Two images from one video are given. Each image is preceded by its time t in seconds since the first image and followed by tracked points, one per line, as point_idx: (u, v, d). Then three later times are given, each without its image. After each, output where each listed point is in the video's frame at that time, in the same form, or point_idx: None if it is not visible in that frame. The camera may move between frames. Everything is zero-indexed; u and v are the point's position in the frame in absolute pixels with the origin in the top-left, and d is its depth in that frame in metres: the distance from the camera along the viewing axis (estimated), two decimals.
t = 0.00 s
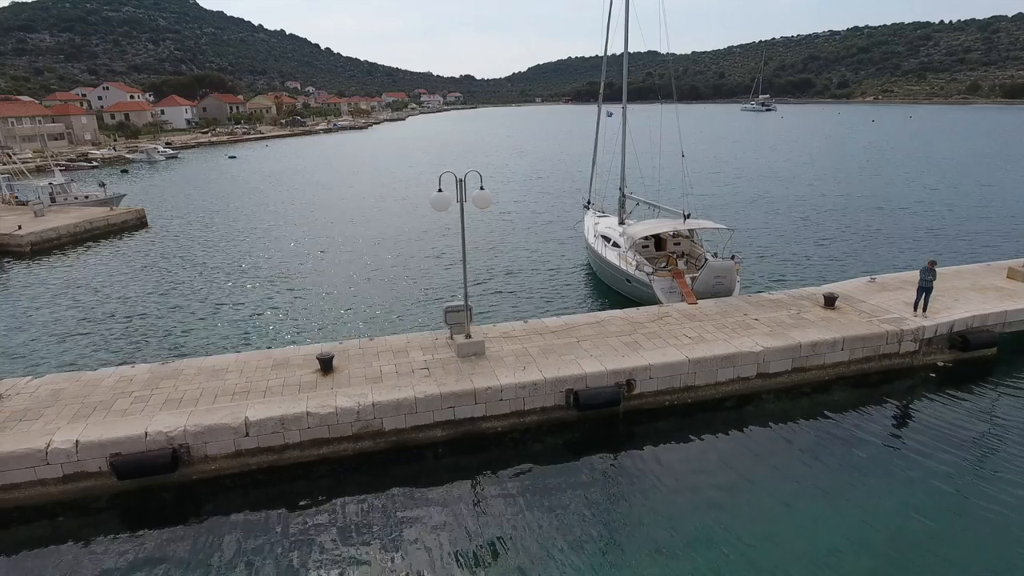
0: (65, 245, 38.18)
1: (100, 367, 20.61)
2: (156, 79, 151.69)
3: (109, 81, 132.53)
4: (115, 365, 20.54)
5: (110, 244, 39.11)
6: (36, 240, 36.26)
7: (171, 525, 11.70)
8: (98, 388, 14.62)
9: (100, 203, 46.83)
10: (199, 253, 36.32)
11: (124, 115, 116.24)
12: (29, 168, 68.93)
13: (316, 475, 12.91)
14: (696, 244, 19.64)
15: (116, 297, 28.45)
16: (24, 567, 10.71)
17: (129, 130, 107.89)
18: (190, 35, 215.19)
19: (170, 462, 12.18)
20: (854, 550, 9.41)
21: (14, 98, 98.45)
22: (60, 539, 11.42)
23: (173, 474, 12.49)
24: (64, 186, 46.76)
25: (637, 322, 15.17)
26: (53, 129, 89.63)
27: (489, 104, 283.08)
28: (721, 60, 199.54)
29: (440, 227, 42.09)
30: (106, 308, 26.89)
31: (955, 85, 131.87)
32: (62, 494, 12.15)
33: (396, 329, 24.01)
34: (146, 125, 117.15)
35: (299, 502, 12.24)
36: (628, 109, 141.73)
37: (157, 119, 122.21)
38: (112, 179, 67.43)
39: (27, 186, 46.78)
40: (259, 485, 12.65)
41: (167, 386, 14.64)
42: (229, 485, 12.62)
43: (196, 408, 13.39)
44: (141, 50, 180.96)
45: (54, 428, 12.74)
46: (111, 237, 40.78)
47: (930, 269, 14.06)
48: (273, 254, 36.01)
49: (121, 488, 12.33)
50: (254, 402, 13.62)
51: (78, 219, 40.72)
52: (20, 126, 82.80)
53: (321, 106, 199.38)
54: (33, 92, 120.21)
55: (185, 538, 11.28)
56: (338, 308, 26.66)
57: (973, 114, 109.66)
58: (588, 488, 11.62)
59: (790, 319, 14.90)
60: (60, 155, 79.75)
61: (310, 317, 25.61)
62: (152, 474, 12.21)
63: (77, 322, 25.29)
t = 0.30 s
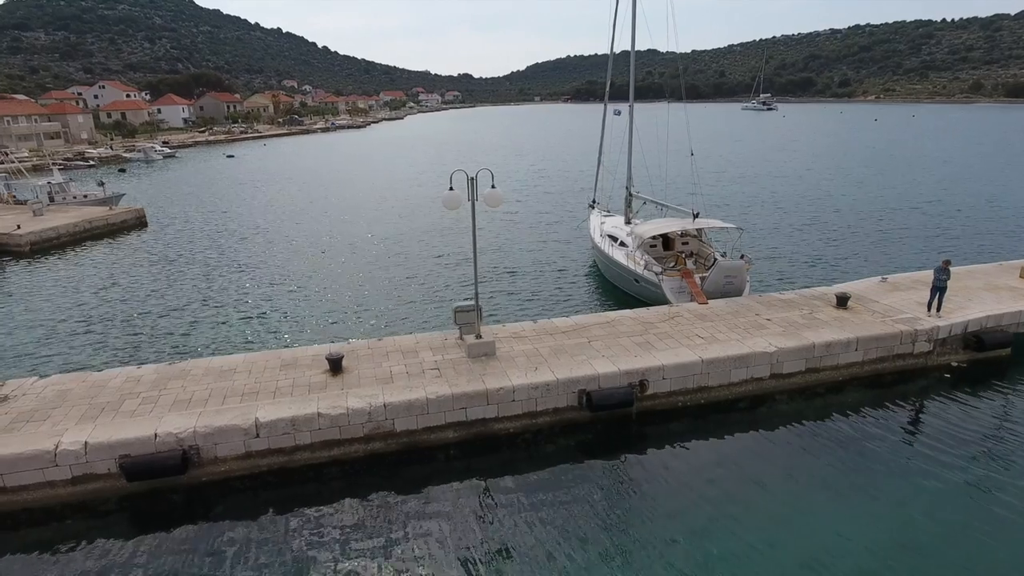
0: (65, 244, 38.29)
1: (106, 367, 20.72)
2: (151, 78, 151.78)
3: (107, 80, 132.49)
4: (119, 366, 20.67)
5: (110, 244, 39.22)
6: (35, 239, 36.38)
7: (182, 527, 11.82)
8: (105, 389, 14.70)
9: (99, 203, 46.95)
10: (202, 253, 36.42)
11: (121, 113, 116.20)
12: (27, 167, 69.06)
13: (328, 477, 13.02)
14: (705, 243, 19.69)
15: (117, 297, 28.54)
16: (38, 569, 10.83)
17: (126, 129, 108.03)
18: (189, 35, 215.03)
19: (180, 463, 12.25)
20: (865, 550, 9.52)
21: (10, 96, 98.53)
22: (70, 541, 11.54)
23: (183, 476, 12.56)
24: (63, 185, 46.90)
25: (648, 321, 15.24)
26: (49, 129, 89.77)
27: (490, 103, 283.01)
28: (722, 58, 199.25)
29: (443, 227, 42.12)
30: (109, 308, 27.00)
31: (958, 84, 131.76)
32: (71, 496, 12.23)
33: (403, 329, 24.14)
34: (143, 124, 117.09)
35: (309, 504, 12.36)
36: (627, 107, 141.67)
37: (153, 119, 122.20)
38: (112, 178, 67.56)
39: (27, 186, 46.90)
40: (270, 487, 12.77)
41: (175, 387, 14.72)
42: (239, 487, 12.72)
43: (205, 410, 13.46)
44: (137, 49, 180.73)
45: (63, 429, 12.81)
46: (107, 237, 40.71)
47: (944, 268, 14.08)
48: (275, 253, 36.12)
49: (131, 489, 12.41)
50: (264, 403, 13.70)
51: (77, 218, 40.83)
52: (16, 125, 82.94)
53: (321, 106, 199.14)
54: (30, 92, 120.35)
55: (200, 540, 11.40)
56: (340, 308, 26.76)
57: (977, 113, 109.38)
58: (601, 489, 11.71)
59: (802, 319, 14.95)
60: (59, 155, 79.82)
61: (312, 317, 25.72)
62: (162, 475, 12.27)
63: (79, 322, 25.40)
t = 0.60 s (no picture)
0: (53, 244, 38.05)
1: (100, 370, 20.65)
2: (139, 75, 150.61)
3: (94, 77, 131.28)
4: (114, 369, 20.59)
5: (99, 243, 38.97)
6: (22, 239, 36.15)
7: (181, 534, 11.84)
8: (101, 392, 14.59)
9: (87, 202, 46.64)
10: (197, 253, 36.21)
11: (106, 111, 115.34)
12: (12, 166, 68.47)
13: (330, 481, 13.02)
14: (708, 242, 19.75)
15: (107, 298, 28.40)
16: None
17: (112, 127, 107.20)
18: (177, 32, 213.38)
19: (181, 468, 12.17)
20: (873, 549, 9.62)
21: None
22: (67, 549, 11.55)
23: (184, 480, 12.48)
24: (50, 184, 46.57)
25: (654, 322, 15.27)
26: (33, 126, 89.00)
27: (485, 101, 282.43)
28: (717, 55, 199.33)
29: (440, 226, 41.99)
30: (104, 309, 26.85)
31: (955, 81, 132.36)
32: (68, 501, 12.14)
33: (404, 330, 24.07)
34: (130, 122, 116.05)
35: (312, 509, 12.39)
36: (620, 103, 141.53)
37: (137, 116, 121.30)
38: (99, 177, 67.09)
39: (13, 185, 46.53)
40: (272, 492, 12.78)
41: (173, 390, 14.64)
42: (241, 492, 12.67)
43: (205, 413, 13.39)
44: (122, 46, 179.07)
45: (59, 433, 12.71)
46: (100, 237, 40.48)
47: (953, 267, 14.16)
48: (270, 253, 36.01)
49: (129, 495, 12.34)
50: (266, 405, 13.65)
51: (66, 218, 40.57)
52: None
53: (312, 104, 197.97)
54: (14, 90, 119.29)
55: (206, 545, 11.41)
56: (335, 309, 26.74)
57: (972, 111, 110.03)
58: (611, 491, 11.75)
59: (810, 319, 15.01)
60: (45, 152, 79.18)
61: (307, 318, 25.71)
62: (162, 479, 12.18)
63: (69, 323, 25.27)
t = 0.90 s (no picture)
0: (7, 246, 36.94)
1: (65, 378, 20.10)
2: (96, 71, 146.79)
3: (49, 74, 127.55)
4: (80, 377, 20.07)
5: (58, 245, 37.92)
6: None
7: (158, 547, 11.47)
8: (69, 401, 14.17)
9: (42, 202, 45.33)
10: (167, 255, 35.43)
11: (59, 108, 112.34)
12: None
13: (313, 490, 12.80)
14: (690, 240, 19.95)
15: (68, 302, 27.64)
16: None
17: (64, 124, 104.18)
18: (137, 28, 208.48)
19: (156, 479, 11.92)
20: (864, 544, 9.79)
21: None
22: (35, 566, 11.12)
23: (160, 492, 12.22)
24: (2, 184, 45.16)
25: (641, 321, 15.34)
26: None
27: (457, 98, 281.39)
28: (689, 50, 201.06)
29: (416, 225, 41.66)
30: (66, 314, 26.13)
31: (925, 78, 135.48)
32: (37, 517, 11.76)
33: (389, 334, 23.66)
34: (86, 120, 113.10)
35: (295, 519, 12.10)
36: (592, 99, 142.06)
37: (91, 113, 118.04)
38: (55, 176, 65.28)
39: None
40: (252, 502, 12.47)
41: (147, 398, 14.28)
42: (219, 504, 12.38)
43: (181, 421, 13.11)
44: (77, 42, 174.22)
45: (26, 446, 12.32)
46: (51, 240, 39.14)
47: (937, 262, 14.52)
48: (239, 254, 35.42)
49: (102, 509, 11.99)
50: (245, 413, 13.43)
51: (20, 219, 39.40)
52: None
53: (279, 102, 195.00)
54: None
55: (186, 558, 11.15)
56: (308, 311, 26.42)
57: (942, 107, 112.83)
58: (603, 493, 11.79)
59: (796, 316, 15.20)
60: None
61: (279, 321, 25.35)
62: (136, 491, 11.91)
63: (29, 329, 24.55)
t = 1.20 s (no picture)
0: None
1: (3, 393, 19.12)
2: (24, 65, 140.31)
3: None
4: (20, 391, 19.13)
5: None
6: None
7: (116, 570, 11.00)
8: (12, 417, 13.40)
9: None
10: (114, 258, 34.10)
11: None
12: None
13: (279, 504, 12.41)
14: (657, 237, 20.13)
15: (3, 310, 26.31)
16: None
17: None
18: (69, 21, 200.01)
19: (112, 499, 11.37)
20: (840, 542, 9.93)
21: None
22: None
23: (116, 511, 11.68)
24: None
25: (614, 320, 15.35)
26: None
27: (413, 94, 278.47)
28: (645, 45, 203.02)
29: (377, 224, 40.96)
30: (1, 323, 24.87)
31: (876, 73, 139.64)
32: None
33: (354, 338, 23.15)
34: (14, 116, 108.10)
35: (261, 536, 11.75)
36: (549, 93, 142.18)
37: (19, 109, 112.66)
38: None
39: None
40: (215, 519, 12.06)
41: (97, 411, 13.61)
42: (180, 522, 11.92)
43: (136, 435, 12.51)
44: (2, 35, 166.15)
45: None
46: None
47: (905, 256, 14.85)
48: (188, 256, 34.29)
49: (53, 531, 11.42)
50: (206, 424, 12.91)
51: None
52: None
53: (226, 98, 189.76)
54: None
55: None
56: (264, 315, 25.74)
57: (894, 102, 116.52)
58: (583, 497, 11.73)
59: (768, 312, 15.38)
60: None
61: (232, 326, 24.62)
62: (90, 512, 11.34)
63: None
